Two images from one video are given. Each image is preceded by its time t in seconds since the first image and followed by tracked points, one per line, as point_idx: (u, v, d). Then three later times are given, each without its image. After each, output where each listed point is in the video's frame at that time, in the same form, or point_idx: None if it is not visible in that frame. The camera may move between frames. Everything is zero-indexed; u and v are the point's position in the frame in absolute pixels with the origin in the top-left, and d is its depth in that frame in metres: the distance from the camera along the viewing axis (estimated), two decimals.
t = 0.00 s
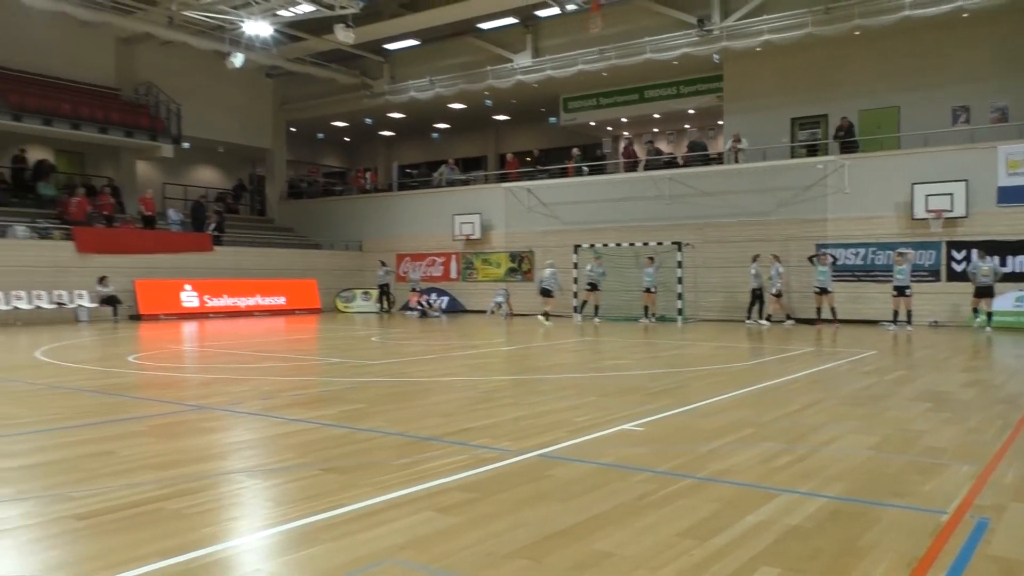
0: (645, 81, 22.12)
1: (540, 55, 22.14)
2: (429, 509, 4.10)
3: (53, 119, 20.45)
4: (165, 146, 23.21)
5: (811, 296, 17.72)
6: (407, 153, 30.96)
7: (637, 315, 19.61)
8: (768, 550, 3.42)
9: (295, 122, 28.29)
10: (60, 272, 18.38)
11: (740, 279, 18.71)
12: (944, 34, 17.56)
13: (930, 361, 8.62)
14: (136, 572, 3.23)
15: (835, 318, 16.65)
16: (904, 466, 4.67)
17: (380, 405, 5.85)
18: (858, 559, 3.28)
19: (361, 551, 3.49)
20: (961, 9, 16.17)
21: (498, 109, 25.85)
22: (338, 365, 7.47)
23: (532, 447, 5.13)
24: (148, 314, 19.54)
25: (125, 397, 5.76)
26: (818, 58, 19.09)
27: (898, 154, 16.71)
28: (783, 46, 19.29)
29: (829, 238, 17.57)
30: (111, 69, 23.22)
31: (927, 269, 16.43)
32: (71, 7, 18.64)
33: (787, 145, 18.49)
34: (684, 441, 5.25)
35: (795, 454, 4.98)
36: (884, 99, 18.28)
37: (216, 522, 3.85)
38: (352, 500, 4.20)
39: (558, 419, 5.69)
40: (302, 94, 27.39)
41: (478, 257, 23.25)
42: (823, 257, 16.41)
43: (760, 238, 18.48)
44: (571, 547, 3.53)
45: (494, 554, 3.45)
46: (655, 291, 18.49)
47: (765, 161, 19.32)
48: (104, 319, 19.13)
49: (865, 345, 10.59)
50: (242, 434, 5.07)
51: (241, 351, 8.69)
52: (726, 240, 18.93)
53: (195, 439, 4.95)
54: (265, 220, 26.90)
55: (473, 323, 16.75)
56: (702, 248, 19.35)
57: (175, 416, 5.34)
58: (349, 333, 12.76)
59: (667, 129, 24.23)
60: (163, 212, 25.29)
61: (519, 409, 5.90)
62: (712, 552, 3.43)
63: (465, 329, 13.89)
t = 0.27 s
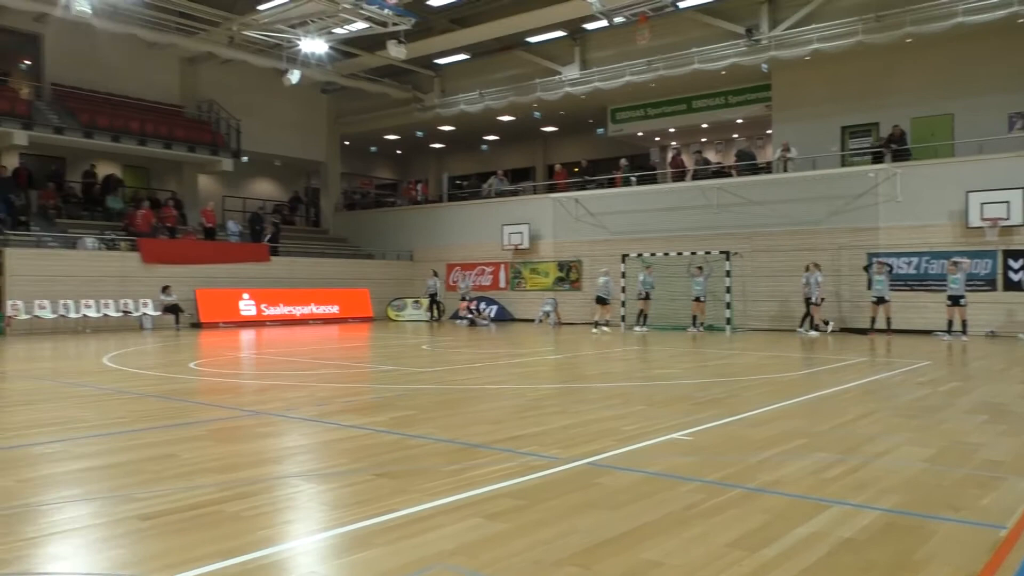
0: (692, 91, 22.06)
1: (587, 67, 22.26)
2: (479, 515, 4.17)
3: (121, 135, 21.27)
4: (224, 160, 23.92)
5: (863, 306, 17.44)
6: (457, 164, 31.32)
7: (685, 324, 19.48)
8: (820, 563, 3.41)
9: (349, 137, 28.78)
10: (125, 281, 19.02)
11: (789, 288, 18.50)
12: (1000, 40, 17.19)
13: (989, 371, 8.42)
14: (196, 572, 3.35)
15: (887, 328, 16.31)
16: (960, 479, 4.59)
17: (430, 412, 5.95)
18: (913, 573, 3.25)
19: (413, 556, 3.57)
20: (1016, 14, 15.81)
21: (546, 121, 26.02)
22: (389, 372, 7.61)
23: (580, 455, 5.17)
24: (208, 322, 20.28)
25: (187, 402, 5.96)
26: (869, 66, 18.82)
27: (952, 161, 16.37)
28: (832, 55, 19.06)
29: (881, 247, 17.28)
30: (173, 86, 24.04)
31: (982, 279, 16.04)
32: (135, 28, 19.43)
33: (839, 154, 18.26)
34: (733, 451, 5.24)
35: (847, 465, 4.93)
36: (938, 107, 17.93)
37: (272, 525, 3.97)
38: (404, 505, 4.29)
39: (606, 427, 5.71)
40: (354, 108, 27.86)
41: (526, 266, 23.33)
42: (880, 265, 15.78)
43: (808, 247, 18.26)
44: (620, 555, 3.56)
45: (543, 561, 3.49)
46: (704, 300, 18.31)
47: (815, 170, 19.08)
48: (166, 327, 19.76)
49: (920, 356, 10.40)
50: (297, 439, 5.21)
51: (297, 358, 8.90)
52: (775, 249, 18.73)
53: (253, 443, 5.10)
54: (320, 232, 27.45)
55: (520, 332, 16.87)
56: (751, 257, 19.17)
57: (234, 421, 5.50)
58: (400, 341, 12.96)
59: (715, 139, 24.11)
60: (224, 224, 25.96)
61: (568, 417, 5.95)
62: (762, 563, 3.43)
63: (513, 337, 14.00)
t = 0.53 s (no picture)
0: (725, 85, 21.87)
1: (618, 62, 22.13)
2: (510, 511, 4.17)
3: (157, 134, 21.67)
4: (258, 159, 24.27)
5: (899, 303, 17.17)
6: (487, 161, 31.38)
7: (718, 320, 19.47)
8: (856, 562, 3.36)
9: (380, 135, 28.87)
10: (161, 278, 19.27)
11: (823, 284, 18.26)
12: None
13: None
14: (232, 565, 3.39)
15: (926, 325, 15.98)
16: (1000, 479, 4.50)
17: (460, 408, 5.96)
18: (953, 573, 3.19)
19: (445, 551, 3.58)
20: None
21: (577, 117, 25.93)
22: (420, 368, 7.65)
23: (611, 452, 5.15)
24: (243, 317, 20.43)
25: (222, 397, 6.04)
26: (906, 59, 18.49)
27: (992, 155, 16.03)
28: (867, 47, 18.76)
29: (918, 242, 16.99)
30: (208, 86, 24.44)
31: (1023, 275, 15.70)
32: (171, 29, 19.80)
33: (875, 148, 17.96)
34: (766, 449, 5.19)
35: (883, 463, 4.86)
36: (977, 99, 17.56)
37: (305, 519, 4.00)
38: (436, 501, 4.30)
39: (637, 424, 5.69)
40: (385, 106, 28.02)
41: (557, 263, 23.26)
42: (919, 262, 15.48)
43: (843, 243, 18.02)
44: (652, 552, 3.54)
45: (575, 558, 3.49)
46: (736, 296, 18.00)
47: (850, 164, 18.78)
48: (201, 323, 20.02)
49: (959, 353, 10.20)
50: (330, 434, 5.25)
51: (329, 354, 8.97)
52: (809, 244, 18.51)
53: (287, 438, 5.15)
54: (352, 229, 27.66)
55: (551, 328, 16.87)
56: (784, 253, 18.95)
57: (267, 416, 5.56)
58: (431, 337, 13.02)
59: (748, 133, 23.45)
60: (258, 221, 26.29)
61: (599, 414, 5.93)
62: (797, 562, 3.39)
63: (543, 334, 13.99)
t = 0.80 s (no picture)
0: (772, 83, 21.64)
1: (662, 62, 21.88)
2: (555, 514, 4.13)
3: (207, 139, 22.21)
4: (304, 162, 24.66)
5: (954, 304, 16.74)
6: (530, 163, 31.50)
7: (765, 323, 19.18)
8: (913, 571, 3.26)
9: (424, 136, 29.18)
10: (208, 282, 19.60)
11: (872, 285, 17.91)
12: None
13: None
14: (282, 564, 3.42)
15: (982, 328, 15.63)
16: None
17: (505, 410, 5.96)
18: None
19: (491, 553, 3.56)
20: None
21: (620, 118, 25.86)
22: (465, 369, 7.66)
23: (657, 456, 5.08)
24: (290, 319, 20.69)
25: (270, 398, 6.12)
26: (960, 54, 18.02)
27: None
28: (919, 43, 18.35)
29: (972, 242, 16.55)
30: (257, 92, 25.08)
31: None
32: (220, 36, 20.21)
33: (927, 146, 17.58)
34: (816, 454, 5.07)
35: (939, 470, 4.72)
36: None
37: (351, 520, 4.02)
38: (482, 503, 4.29)
39: (683, 428, 5.62)
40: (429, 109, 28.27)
41: (600, 264, 23.24)
42: (976, 263, 15.21)
43: (893, 243, 17.67)
44: (701, 558, 3.48)
45: (622, 562, 3.44)
46: (784, 298, 17.78)
47: (900, 162, 18.38)
48: (250, 325, 20.30)
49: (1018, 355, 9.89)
50: (376, 436, 5.28)
51: (375, 355, 9.06)
52: (858, 245, 18.19)
53: (334, 439, 5.19)
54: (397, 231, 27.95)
55: (595, 330, 16.83)
56: (833, 253, 18.65)
57: (314, 417, 5.62)
58: (475, 339, 13.07)
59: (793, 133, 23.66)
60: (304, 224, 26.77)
61: (645, 417, 5.87)
62: (851, 570, 3.30)
63: (587, 336, 13.96)
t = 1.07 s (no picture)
0: (833, 78, 21.24)
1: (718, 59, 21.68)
2: (618, 517, 4.09)
3: (268, 147, 22.75)
4: (362, 168, 24.99)
5: None
6: (585, 164, 31.46)
7: (829, 323, 18.66)
8: None
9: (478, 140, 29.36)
10: (267, 287, 19.96)
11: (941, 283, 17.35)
12: None
13: None
14: (348, 565, 3.46)
15: None
16: None
17: (564, 412, 5.94)
18: None
19: (553, 555, 3.55)
20: None
21: (676, 117, 25.65)
22: (523, 372, 7.67)
23: (720, 458, 5.00)
24: (350, 323, 20.84)
25: (333, 400, 6.22)
26: None
27: None
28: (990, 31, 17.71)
29: None
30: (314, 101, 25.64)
31: None
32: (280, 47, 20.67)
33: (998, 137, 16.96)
34: (885, 457, 4.93)
35: (1019, 474, 4.53)
36: None
37: (413, 522, 4.05)
38: (543, 506, 4.27)
39: (746, 430, 5.52)
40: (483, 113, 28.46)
41: (657, 265, 23.02)
42: None
43: (961, 240, 17.11)
44: (767, 563, 3.40)
45: (685, 566, 3.39)
46: (848, 297, 17.37)
47: (970, 156, 17.74)
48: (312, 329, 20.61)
49: None
50: (436, 438, 5.31)
51: (435, 358, 9.13)
52: (924, 241, 17.66)
53: (394, 442, 5.24)
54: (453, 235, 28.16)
55: (653, 331, 16.69)
56: (898, 251, 18.11)
57: (376, 419, 5.69)
58: (533, 341, 13.09)
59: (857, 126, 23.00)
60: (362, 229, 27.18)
61: (706, 419, 5.79)
62: None
63: (646, 337, 13.88)
